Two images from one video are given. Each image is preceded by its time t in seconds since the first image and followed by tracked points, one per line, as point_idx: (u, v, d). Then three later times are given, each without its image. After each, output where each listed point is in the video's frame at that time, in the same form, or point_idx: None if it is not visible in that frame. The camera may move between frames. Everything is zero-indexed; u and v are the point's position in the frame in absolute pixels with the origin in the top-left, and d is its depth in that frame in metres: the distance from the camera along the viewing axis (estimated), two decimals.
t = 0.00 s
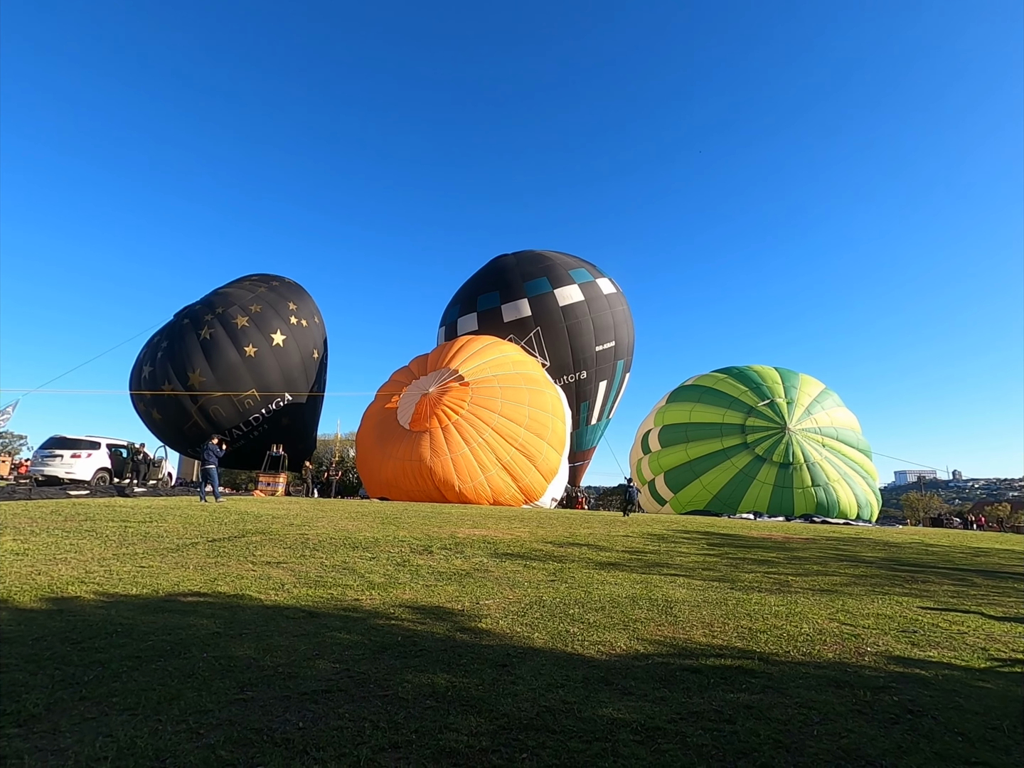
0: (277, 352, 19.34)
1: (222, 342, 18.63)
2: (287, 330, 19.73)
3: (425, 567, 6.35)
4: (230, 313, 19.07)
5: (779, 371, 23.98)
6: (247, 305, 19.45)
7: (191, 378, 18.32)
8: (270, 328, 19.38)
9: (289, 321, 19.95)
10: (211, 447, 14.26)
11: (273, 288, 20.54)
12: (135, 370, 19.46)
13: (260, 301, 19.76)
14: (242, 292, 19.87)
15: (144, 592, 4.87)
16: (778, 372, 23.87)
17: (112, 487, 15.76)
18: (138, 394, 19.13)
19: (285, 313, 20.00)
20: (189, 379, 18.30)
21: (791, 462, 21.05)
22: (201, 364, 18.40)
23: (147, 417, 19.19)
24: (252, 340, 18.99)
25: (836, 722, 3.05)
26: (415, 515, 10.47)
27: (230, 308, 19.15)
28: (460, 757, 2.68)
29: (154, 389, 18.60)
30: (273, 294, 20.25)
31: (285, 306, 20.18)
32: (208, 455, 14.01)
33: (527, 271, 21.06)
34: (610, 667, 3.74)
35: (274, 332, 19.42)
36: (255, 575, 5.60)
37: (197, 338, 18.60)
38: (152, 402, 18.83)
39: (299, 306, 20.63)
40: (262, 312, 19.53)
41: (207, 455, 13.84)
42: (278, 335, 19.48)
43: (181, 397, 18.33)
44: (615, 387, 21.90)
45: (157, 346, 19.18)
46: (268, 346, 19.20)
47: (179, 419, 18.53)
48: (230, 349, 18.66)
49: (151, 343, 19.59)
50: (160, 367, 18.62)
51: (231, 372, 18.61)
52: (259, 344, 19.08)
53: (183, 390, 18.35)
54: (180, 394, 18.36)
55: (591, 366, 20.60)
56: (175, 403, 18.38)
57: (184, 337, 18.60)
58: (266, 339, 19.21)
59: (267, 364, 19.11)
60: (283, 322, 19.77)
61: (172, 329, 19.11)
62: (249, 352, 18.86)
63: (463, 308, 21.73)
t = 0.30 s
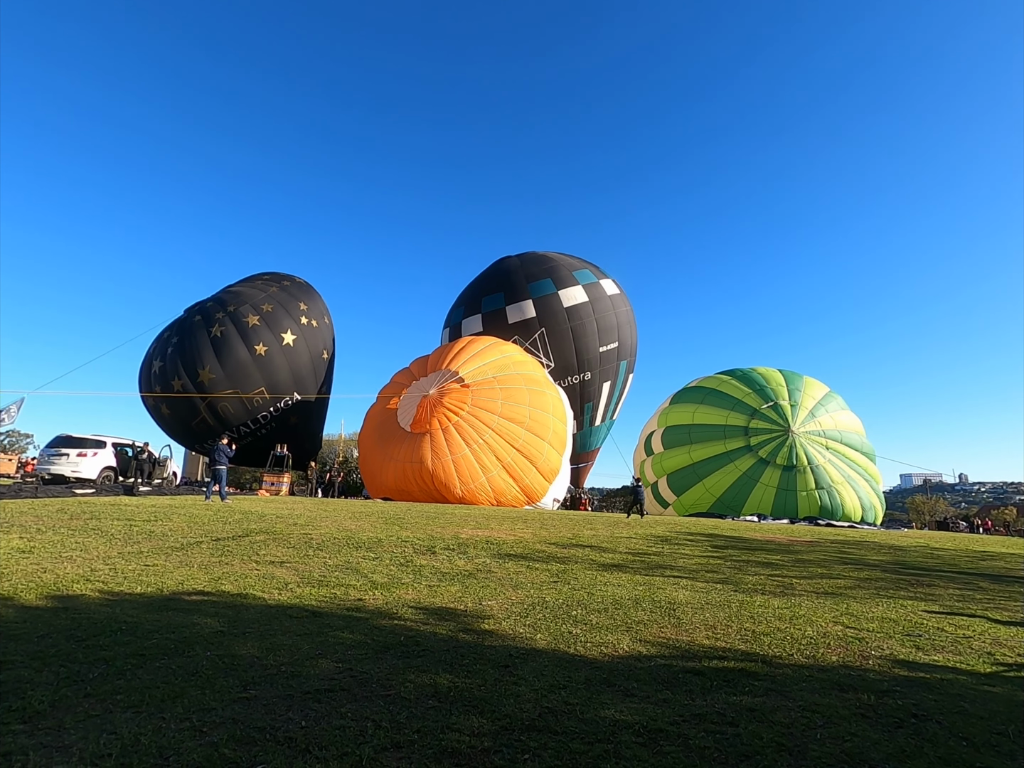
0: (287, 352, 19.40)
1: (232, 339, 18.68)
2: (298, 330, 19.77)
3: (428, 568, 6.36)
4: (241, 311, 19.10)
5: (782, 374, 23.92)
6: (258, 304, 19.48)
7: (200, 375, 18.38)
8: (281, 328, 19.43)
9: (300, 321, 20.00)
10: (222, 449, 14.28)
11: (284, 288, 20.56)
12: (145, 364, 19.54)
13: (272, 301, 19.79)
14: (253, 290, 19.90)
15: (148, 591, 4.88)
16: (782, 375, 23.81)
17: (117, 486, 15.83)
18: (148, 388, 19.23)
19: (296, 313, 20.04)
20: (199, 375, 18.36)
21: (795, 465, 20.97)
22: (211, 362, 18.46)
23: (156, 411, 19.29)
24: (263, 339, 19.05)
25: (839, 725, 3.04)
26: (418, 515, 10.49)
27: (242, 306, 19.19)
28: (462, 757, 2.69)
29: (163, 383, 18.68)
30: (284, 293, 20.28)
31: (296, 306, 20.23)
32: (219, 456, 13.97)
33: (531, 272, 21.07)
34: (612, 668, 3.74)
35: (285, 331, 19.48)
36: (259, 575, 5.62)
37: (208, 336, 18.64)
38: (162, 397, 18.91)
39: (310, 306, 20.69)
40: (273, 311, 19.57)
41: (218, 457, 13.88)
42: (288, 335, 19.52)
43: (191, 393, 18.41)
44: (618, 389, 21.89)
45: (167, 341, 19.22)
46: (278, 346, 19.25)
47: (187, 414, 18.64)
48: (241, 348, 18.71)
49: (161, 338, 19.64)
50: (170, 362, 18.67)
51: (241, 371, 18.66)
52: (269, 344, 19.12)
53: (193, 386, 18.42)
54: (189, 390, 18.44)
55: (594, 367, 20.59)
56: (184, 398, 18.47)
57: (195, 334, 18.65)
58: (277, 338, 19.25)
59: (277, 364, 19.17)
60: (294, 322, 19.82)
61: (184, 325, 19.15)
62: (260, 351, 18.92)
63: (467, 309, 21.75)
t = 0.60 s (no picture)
0: (299, 356, 19.49)
1: (246, 342, 18.78)
2: (310, 334, 19.86)
3: (435, 571, 6.35)
4: (255, 314, 19.18)
5: (788, 374, 23.83)
6: (272, 307, 19.57)
7: (213, 376, 18.47)
8: (293, 331, 19.53)
9: (312, 325, 20.10)
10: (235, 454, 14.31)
11: (297, 292, 20.65)
12: (157, 364, 19.60)
13: (285, 304, 19.88)
14: (267, 293, 19.99)
15: (158, 595, 4.91)
16: (788, 375, 23.73)
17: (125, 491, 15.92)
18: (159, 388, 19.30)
19: (308, 317, 20.14)
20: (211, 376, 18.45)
21: (802, 466, 20.88)
22: (224, 363, 18.54)
23: (166, 410, 19.34)
24: (275, 342, 19.14)
25: (850, 728, 3.02)
26: (425, 518, 10.48)
27: (255, 309, 19.27)
28: (470, 760, 2.69)
29: (175, 383, 18.75)
30: (297, 297, 20.38)
31: (309, 310, 20.32)
32: (232, 460, 14.05)
33: (535, 275, 21.08)
34: (620, 671, 3.73)
35: (297, 335, 19.58)
36: (267, 578, 5.63)
37: (222, 337, 18.72)
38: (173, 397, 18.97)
39: (322, 311, 20.78)
40: (286, 315, 19.67)
41: (233, 462, 13.91)
42: (300, 338, 19.62)
43: (203, 394, 18.49)
44: (624, 390, 21.85)
45: (179, 341, 19.28)
46: (291, 349, 19.34)
47: (198, 414, 18.70)
48: (254, 350, 18.80)
49: (173, 339, 19.73)
50: (182, 362, 18.74)
51: (254, 373, 18.75)
52: (282, 347, 19.21)
53: (205, 387, 18.49)
54: (201, 391, 18.51)
55: (600, 369, 20.57)
56: (196, 399, 18.55)
57: (209, 335, 18.74)
58: (289, 342, 19.34)
59: (289, 367, 19.25)
60: (306, 326, 19.91)
61: (196, 326, 19.22)
62: (272, 354, 19.02)
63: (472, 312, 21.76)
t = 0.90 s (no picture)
0: (309, 357, 19.52)
1: (256, 342, 18.82)
2: (320, 335, 19.90)
3: (440, 572, 6.35)
4: (266, 314, 19.24)
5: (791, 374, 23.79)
6: (283, 307, 19.63)
7: (223, 375, 18.50)
8: (304, 332, 19.56)
9: (322, 326, 20.14)
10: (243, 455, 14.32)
11: (308, 293, 20.70)
12: (167, 362, 19.66)
13: (296, 305, 19.94)
14: (278, 294, 20.05)
15: (163, 597, 4.92)
16: (791, 375, 23.69)
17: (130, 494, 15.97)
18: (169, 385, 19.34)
19: (318, 318, 20.19)
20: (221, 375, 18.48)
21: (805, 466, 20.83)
22: (234, 362, 18.58)
23: (175, 408, 19.38)
24: (286, 343, 19.17)
25: (857, 728, 3.01)
26: (429, 519, 10.47)
27: (266, 309, 19.33)
28: (476, 761, 2.69)
29: (185, 381, 18.79)
30: (308, 298, 20.43)
31: (319, 311, 20.36)
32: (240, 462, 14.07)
33: (537, 275, 21.08)
34: (625, 671, 3.72)
35: (307, 336, 19.62)
36: (271, 580, 5.64)
37: (232, 337, 18.77)
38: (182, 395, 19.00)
39: (332, 313, 20.82)
40: (297, 316, 19.72)
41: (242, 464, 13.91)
42: (310, 339, 19.65)
43: (212, 392, 18.53)
44: (627, 390, 21.83)
45: (190, 340, 19.33)
46: (300, 350, 19.37)
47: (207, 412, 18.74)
48: (264, 351, 18.84)
49: (183, 337, 19.76)
50: (193, 361, 18.78)
51: (264, 373, 18.77)
52: (292, 348, 19.24)
53: (214, 385, 18.53)
54: (211, 390, 18.55)
55: (602, 369, 20.55)
56: (205, 397, 18.59)
57: (219, 335, 18.78)
58: (299, 343, 19.38)
59: (299, 368, 19.29)
60: (316, 328, 19.95)
61: (207, 325, 19.27)
62: (282, 354, 19.04)
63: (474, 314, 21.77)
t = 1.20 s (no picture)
0: (318, 356, 19.56)
1: (266, 340, 18.84)
2: (330, 335, 19.94)
3: (442, 572, 6.35)
4: (277, 312, 19.28)
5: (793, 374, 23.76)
6: (294, 306, 19.67)
7: (232, 372, 18.52)
8: (313, 332, 19.60)
9: (332, 326, 20.18)
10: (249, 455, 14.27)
11: (319, 293, 20.74)
12: (176, 356, 19.68)
13: (307, 304, 19.98)
14: (289, 293, 20.09)
15: (167, 597, 4.93)
16: (793, 376, 23.65)
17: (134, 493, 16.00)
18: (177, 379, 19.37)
19: (328, 318, 20.23)
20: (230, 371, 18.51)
21: (807, 467, 20.80)
22: (244, 360, 18.60)
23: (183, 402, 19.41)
24: (295, 341, 19.20)
25: (861, 730, 3.00)
26: (431, 520, 10.48)
27: (277, 308, 19.37)
28: (479, 762, 2.69)
29: (194, 376, 18.82)
30: (318, 297, 20.47)
31: (329, 311, 20.39)
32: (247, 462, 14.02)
33: (540, 276, 21.09)
34: (628, 672, 3.71)
35: (317, 336, 19.64)
36: (274, 580, 5.65)
37: (243, 334, 18.80)
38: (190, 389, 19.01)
39: (341, 312, 20.85)
40: (307, 315, 19.77)
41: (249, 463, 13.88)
42: (320, 339, 19.69)
43: (221, 388, 18.56)
44: (630, 390, 21.82)
45: (200, 335, 19.35)
46: (310, 349, 19.41)
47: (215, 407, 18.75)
48: (274, 349, 18.87)
49: (193, 333, 19.78)
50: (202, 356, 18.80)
51: (273, 371, 18.80)
52: (302, 347, 19.28)
53: (223, 381, 18.55)
54: (220, 385, 18.57)
55: (605, 369, 20.54)
56: (214, 393, 18.61)
57: (230, 332, 18.81)
58: (309, 342, 19.41)
59: (308, 367, 19.32)
60: (326, 327, 19.99)
61: (218, 321, 19.29)
62: (291, 353, 19.06)
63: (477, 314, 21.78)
